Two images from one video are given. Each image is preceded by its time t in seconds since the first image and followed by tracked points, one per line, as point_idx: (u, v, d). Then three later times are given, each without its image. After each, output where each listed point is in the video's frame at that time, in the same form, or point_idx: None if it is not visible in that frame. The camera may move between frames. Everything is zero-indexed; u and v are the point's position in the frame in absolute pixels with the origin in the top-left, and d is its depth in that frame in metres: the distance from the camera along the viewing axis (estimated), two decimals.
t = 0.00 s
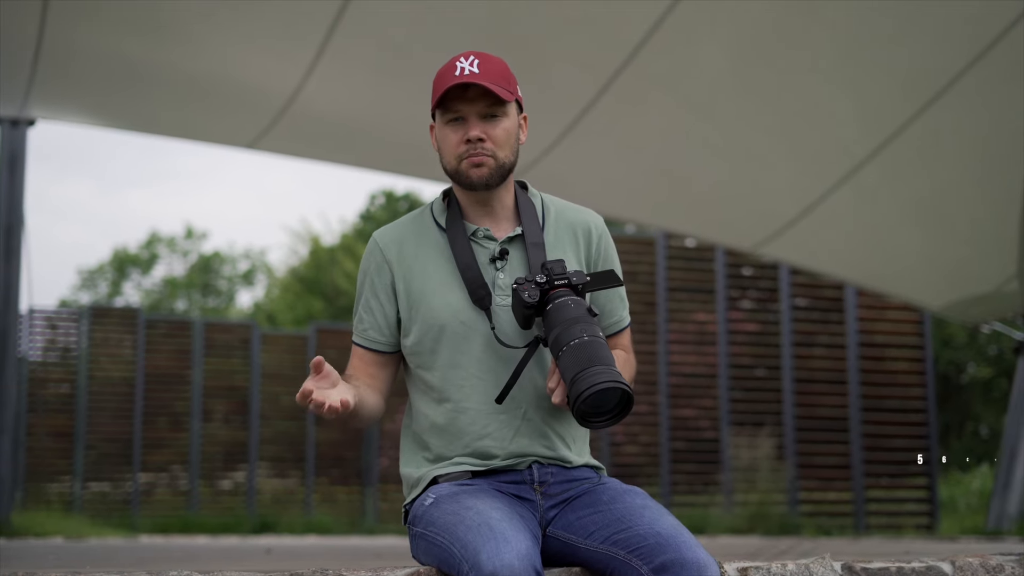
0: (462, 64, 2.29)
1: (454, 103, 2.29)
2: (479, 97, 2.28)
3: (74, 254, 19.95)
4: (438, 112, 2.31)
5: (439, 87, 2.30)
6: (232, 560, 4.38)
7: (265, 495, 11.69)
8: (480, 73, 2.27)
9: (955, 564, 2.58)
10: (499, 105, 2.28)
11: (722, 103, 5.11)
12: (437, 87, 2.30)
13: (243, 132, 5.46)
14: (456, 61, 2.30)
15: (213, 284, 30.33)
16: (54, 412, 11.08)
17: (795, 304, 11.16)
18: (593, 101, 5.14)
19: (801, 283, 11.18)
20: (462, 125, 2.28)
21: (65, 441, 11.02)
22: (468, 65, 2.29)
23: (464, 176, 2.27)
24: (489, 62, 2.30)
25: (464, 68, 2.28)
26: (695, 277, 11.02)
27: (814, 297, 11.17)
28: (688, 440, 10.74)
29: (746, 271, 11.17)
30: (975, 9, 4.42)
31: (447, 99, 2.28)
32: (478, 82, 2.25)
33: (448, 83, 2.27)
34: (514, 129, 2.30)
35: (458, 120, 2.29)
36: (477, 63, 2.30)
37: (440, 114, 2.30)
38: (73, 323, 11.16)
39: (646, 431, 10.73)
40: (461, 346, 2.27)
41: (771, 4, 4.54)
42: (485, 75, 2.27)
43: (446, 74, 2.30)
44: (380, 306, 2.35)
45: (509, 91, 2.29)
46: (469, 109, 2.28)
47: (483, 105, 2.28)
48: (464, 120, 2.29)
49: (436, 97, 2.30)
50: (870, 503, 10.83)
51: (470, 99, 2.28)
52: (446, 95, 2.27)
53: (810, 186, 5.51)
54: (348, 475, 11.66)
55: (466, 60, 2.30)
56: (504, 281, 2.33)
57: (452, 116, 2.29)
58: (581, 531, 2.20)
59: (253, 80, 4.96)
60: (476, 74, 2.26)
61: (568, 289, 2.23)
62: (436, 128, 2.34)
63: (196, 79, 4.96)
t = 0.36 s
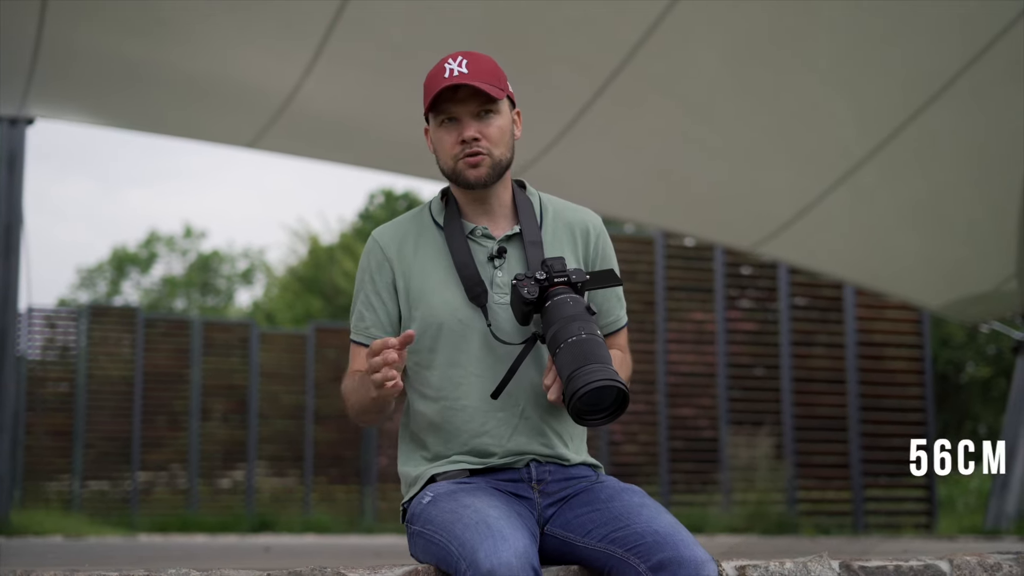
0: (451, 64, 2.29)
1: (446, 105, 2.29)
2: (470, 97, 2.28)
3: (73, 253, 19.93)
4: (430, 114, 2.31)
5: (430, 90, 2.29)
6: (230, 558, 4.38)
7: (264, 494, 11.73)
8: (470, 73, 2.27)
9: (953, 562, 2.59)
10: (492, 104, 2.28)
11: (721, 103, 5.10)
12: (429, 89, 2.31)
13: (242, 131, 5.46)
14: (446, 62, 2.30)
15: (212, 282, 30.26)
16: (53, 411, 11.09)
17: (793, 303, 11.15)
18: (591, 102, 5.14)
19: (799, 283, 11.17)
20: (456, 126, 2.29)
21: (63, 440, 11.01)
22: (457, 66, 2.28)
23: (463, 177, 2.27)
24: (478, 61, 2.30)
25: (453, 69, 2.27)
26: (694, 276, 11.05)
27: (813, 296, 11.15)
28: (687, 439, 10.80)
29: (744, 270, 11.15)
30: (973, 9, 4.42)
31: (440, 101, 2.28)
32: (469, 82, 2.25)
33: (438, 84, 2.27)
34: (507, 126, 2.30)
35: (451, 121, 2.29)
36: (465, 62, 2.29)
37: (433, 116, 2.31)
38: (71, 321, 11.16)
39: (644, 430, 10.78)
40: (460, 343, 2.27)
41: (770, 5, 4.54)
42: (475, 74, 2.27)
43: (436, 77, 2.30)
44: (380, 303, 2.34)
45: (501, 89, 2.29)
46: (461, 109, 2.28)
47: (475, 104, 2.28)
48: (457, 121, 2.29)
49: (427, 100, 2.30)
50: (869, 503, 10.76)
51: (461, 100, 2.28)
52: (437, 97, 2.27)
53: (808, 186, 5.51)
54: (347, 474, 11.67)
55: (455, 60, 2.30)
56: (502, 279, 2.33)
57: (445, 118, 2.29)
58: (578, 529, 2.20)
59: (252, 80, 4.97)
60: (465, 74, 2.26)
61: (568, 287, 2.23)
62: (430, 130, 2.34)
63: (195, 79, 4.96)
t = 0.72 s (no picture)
0: (451, 67, 2.30)
1: (445, 108, 2.29)
2: (469, 101, 2.27)
3: (71, 250, 19.91)
4: (430, 117, 2.31)
5: (431, 91, 2.30)
6: (228, 555, 4.37)
7: (262, 491, 11.62)
8: (469, 76, 2.28)
9: (949, 560, 2.61)
10: (491, 107, 2.28)
11: (720, 102, 5.10)
12: (429, 93, 2.31)
13: (239, 128, 5.46)
14: (446, 64, 2.31)
15: (211, 280, 30.46)
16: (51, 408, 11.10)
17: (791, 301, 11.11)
18: (590, 101, 5.15)
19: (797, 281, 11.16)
20: (454, 129, 2.29)
21: (61, 437, 11.06)
22: (457, 69, 2.30)
23: (460, 180, 2.27)
24: (479, 64, 2.31)
25: (453, 72, 2.29)
26: (692, 274, 11.07)
27: (811, 294, 11.13)
28: (684, 437, 10.88)
29: (742, 269, 11.13)
30: (971, 8, 4.43)
31: (439, 104, 2.28)
32: (467, 86, 2.26)
33: (438, 88, 2.28)
34: (507, 130, 2.30)
35: (450, 125, 2.29)
36: (466, 65, 2.31)
37: (432, 120, 2.31)
38: (69, 318, 11.13)
39: (642, 428, 10.81)
40: (460, 341, 2.27)
41: (769, 5, 4.55)
42: (474, 78, 2.28)
43: (437, 79, 2.31)
44: (381, 298, 2.33)
45: (500, 92, 2.29)
46: (460, 114, 2.28)
47: (474, 108, 2.28)
48: (456, 125, 2.29)
49: (427, 103, 2.30)
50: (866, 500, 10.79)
51: (460, 104, 2.28)
52: (437, 99, 2.28)
53: (806, 186, 5.52)
54: (345, 471, 11.67)
55: (455, 63, 2.31)
56: (503, 277, 2.33)
57: (444, 121, 2.29)
58: (576, 525, 2.20)
59: (253, 79, 4.98)
60: (465, 77, 2.28)
61: (570, 284, 2.24)
62: (430, 133, 2.34)
63: (195, 77, 4.96)
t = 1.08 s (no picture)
0: (454, 65, 2.31)
1: (444, 106, 2.28)
2: (468, 101, 2.26)
3: (71, 248, 19.89)
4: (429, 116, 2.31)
5: (432, 89, 2.30)
6: (226, 553, 4.36)
7: (261, 489, 11.65)
8: (470, 76, 2.28)
9: (948, 561, 2.62)
10: (490, 107, 2.27)
11: (719, 102, 5.10)
12: (431, 91, 2.31)
13: (238, 126, 5.46)
14: (449, 62, 2.31)
15: (210, 278, 30.64)
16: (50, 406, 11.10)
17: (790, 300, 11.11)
18: (589, 100, 5.15)
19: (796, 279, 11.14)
20: (452, 128, 2.28)
21: (60, 434, 11.08)
22: (460, 68, 2.30)
23: (455, 179, 2.27)
24: (482, 63, 2.31)
25: (455, 71, 2.29)
26: (691, 273, 11.06)
27: (810, 293, 11.12)
28: (683, 436, 10.95)
29: (741, 267, 11.12)
30: (969, 9, 4.44)
31: (439, 102, 2.28)
32: (466, 86, 2.26)
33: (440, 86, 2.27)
34: (506, 131, 2.29)
35: (448, 123, 2.28)
36: (468, 64, 2.31)
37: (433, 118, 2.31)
38: (68, 316, 11.09)
39: (641, 426, 10.81)
40: (461, 339, 2.27)
41: (768, 5, 4.55)
42: (475, 77, 2.28)
43: (439, 77, 2.31)
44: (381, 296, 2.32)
45: (501, 92, 2.29)
46: (459, 113, 2.28)
47: (472, 108, 2.27)
48: (454, 123, 2.28)
49: (428, 101, 2.30)
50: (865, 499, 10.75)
51: (459, 103, 2.27)
52: (437, 97, 2.27)
53: (805, 186, 5.52)
54: (344, 470, 11.65)
55: (458, 61, 2.31)
56: (504, 276, 2.33)
57: (443, 119, 2.28)
58: (574, 524, 2.20)
59: (253, 77, 4.97)
60: (465, 77, 2.27)
61: (569, 286, 2.23)
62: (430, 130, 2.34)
63: (194, 75, 4.96)
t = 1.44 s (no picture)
0: (462, 62, 2.30)
1: (451, 102, 2.28)
2: (475, 98, 2.27)
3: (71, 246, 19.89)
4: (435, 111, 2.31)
5: (439, 83, 2.30)
6: (226, 552, 4.36)
7: (261, 488, 11.62)
8: (478, 73, 2.27)
9: (949, 559, 2.63)
10: (497, 105, 2.27)
11: (719, 101, 5.10)
12: (437, 86, 2.31)
13: (238, 125, 5.46)
14: (457, 58, 2.31)
15: (210, 276, 30.55)
16: (49, 405, 11.09)
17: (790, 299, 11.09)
18: (589, 99, 5.14)
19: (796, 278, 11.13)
20: (458, 124, 2.28)
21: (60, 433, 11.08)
22: (468, 64, 2.29)
23: (458, 177, 2.27)
24: (489, 61, 2.31)
25: (463, 67, 2.29)
26: (691, 271, 11.07)
27: (809, 291, 11.11)
28: (683, 434, 10.96)
29: (741, 266, 11.08)
30: (968, 9, 4.46)
31: (445, 98, 2.28)
32: (474, 82, 2.26)
33: (447, 82, 2.27)
34: (512, 130, 2.30)
35: (454, 119, 2.28)
36: (476, 61, 2.30)
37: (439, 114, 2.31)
38: (68, 315, 11.14)
39: (641, 425, 10.81)
40: (462, 339, 2.27)
41: (768, 3, 4.55)
42: (482, 74, 2.28)
43: (447, 72, 2.31)
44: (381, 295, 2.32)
45: (508, 91, 2.29)
46: (465, 109, 2.28)
47: (479, 106, 2.27)
48: (460, 119, 2.28)
49: (434, 96, 2.30)
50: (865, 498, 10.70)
51: (466, 99, 2.27)
52: (444, 93, 2.27)
53: (805, 185, 5.52)
54: (344, 468, 11.67)
55: (466, 58, 2.31)
56: (506, 276, 2.33)
57: (449, 115, 2.29)
58: (575, 523, 2.20)
59: (253, 76, 4.97)
60: (473, 74, 2.27)
61: (580, 282, 2.25)
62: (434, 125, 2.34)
63: (194, 73, 4.96)
